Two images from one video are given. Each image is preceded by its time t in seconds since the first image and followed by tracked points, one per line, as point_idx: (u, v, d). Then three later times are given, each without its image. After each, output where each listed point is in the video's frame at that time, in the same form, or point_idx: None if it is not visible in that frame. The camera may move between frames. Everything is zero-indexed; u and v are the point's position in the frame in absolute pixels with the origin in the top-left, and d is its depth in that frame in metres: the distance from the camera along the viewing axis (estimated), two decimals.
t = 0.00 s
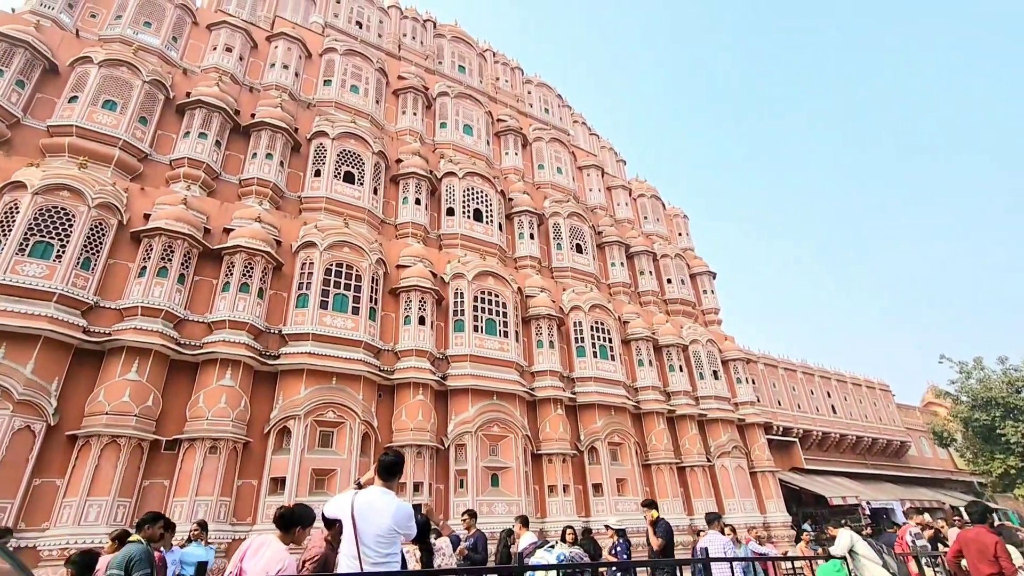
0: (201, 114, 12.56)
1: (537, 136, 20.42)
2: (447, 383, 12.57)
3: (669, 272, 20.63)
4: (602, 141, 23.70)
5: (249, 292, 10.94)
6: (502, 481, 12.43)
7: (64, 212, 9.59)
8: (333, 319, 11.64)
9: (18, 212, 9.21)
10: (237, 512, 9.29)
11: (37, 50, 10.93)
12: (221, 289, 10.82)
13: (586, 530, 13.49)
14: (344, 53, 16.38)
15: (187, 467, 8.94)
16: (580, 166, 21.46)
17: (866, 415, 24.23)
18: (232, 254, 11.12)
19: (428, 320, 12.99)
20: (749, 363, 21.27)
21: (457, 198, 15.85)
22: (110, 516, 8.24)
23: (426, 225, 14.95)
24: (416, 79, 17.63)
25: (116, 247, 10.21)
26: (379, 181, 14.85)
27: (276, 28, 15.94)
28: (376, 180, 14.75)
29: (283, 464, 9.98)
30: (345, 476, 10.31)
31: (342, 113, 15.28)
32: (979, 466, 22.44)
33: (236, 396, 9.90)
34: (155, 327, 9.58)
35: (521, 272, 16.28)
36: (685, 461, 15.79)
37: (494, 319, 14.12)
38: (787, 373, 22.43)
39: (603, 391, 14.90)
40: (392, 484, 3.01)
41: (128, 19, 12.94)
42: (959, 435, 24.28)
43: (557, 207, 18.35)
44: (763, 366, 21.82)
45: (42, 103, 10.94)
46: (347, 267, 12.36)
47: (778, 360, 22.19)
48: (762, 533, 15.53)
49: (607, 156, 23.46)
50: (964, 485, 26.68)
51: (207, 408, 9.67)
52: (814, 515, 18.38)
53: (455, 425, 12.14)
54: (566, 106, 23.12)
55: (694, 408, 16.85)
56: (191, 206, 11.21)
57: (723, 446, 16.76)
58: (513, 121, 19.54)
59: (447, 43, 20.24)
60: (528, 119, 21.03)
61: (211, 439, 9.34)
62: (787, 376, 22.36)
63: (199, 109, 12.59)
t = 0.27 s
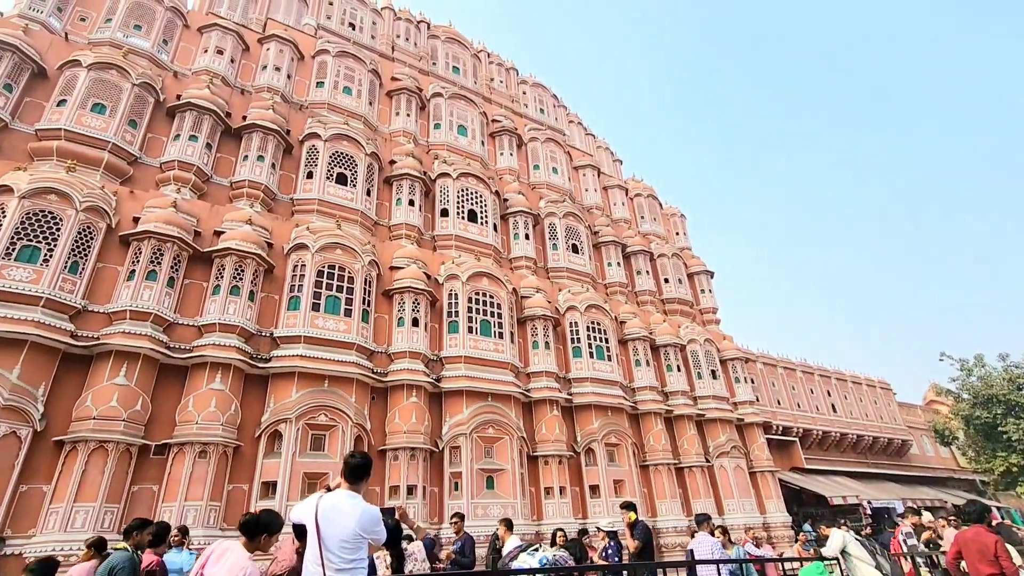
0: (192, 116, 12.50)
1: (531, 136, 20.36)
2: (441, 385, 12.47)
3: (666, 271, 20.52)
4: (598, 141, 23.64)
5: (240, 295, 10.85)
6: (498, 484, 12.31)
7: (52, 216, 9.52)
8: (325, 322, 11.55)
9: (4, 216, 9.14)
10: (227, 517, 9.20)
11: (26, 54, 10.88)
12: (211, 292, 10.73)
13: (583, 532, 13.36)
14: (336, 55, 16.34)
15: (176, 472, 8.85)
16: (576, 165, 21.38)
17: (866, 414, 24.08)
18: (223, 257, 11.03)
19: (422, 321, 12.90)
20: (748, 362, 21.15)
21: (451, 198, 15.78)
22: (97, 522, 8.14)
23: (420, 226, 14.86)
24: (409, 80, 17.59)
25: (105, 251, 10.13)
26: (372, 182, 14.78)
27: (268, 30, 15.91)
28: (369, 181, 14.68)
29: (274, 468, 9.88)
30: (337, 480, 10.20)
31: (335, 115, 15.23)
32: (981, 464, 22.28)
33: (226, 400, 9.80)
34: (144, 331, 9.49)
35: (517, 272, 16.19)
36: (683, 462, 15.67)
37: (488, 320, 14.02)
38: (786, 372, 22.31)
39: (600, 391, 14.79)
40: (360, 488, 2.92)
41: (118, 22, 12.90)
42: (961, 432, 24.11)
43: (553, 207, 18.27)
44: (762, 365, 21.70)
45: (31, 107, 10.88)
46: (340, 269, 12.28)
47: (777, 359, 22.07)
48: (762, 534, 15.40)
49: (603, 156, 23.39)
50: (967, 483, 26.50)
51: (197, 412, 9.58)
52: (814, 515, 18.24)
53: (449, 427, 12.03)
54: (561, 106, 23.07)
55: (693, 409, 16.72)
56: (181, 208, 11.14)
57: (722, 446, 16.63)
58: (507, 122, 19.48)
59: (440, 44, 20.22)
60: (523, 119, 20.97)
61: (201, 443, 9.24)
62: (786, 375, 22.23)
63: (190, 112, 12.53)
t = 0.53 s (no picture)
0: (182, 116, 12.42)
1: (527, 133, 20.24)
2: (436, 385, 12.37)
3: (663, 269, 20.40)
4: (595, 139, 23.53)
5: (230, 295, 10.76)
6: (493, 483, 12.20)
7: (39, 216, 9.44)
8: (317, 322, 11.45)
9: None
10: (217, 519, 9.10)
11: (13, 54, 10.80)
12: (202, 292, 10.64)
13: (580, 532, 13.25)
14: (329, 54, 16.26)
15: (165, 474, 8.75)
16: (572, 163, 21.28)
17: (867, 410, 23.93)
18: (213, 257, 10.94)
19: (416, 320, 12.80)
20: (747, 359, 21.01)
21: (445, 197, 15.67)
22: (85, 526, 8.05)
23: (414, 225, 14.76)
24: (403, 78, 17.51)
25: (93, 252, 10.05)
26: (365, 181, 14.68)
27: (260, 29, 15.84)
28: (362, 180, 14.59)
29: (265, 470, 9.79)
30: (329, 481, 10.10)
31: (327, 114, 15.15)
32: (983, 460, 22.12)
33: (216, 401, 9.71)
34: (132, 332, 9.40)
35: (512, 271, 16.08)
36: (681, 460, 15.55)
37: (483, 319, 13.91)
38: (786, 370, 22.17)
39: (597, 390, 14.68)
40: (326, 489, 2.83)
41: (108, 22, 12.82)
42: (963, 429, 23.94)
43: (548, 205, 18.17)
44: (761, 362, 21.57)
45: (19, 108, 10.80)
46: (332, 268, 12.18)
47: (776, 356, 21.94)
48: (761, 532, 15.27)
49: (599, 153, 23.28)
50: (969, 480, 26.34)
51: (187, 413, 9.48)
52: (815, 513, 18.10)
53: (444, 427, 11.93)
54: (557, 104, 22.96)
55: (691, 406, 16.60)
56: (171, 208, 11.05)
57: (720, 444, 16.50)
58: (502, 119, 19.38)
59: (435, 42, 20.13)
60: (518, 117, 20.87)
61: (190, 445, 9.13)
62: (786, 372, 22.10)
63: (180, 111, 12.45)
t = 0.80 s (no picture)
0: (171, 114, 12.32)
1: (522, 131, 20.13)
2: (428, 383, 12.27)
3: (660, 266, 20.29)
4: (590, 136, 23.43)
5: (219, 294, 10.65)
6: (487, 483, 12.09)
7: (24, 216, 9.34)
8: (307, 320, 11.35)
9: None
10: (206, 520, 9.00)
11: None
12: (190, 291, 10.54)
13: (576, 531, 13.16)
14: (321, 51, 16.17)
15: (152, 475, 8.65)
16: (567, 160, 21.17)
17: (866, 407, 23.84)
18: (202, 256, 10.84)
19: (408, 319, 12.69)
20: (744, 357, 20.93)
21: (438, 194, 15.57)
22: (70, 527, 7.95)
23: (407, 223, 14.67)
24: (396, 76, 17.42)
25: (80, 251, 9.95)
26: (358, 179, 14.58)
27: (250, 27, 15.74)
28: (354, 178, 14.48)
29: (255, 470, 9.69)
30: (319, 482, 10.00)
31: (319, 111, 15.05)
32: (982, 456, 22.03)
33: (205, 401, 9.61)
34: (119, 331, 9.30)
35: (506, 268, 15.98)
36: (678, 458, 15.45)
37: (477, 317, 13.81)
38: (783, 366, 22.08)
39: (592, 387, 14.58)
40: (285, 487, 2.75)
41: (95, 20, 12.72)
42: (962, 425, 23.86)
43: (543, 202, 18.07)
44: (758, 359, 21.49)
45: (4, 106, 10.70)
46: (323, 267, 12.08)
47: (773, 353, 21.85)
48: (758, 530, 15.19)
49: (595, 150, 23.17)
50: (968, 476, 26.25)
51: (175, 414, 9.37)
52: (813, 511, 18.00)
53: (436, 426, 11.84)
54: (552, 101, 22.86)
55: (687, 404, 16.51)
56: (159, 207, 10.94)
57: (717, 441, 16.40)
58: (497, 117, 19.27)
59: (428, 40, 20.03)
60: (512, 115, 20.77)
61: (178, 445, 9.03)
62: (783, 369, 22.01)
63: (169, 109, 12.35)
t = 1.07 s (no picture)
0: (160, 110, 12.21)
1: (517, 127, 20.01)
2: (421, 381, 12.18)
3: (656, 263, 20.18)
4: (586, 132, 23.32)
5: (208, 292, 10.55)
6: (480, 481, 12.00)
7: (9, 213, 9.25)
8: (298, 318, 11.25)
9: None
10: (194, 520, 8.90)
11: None
12: (179, 289, 10.44)
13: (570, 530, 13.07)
14: (313, 48, 16.07)
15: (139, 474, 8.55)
16: (563, 157, 21.07)
17: (864, 404, 23.76)
18: (190, 253, 10.74)
19: (400, 317, 12.59)
20: (741, 354, 20.85)
21: (431, 191, 15.46)
22: (54, 528, 7.85)
23: (400, 221, 14.57)
24: (389, 73, 17.31)
25: (66, 249, 9.84)
26: (350, 176, 14.48)
27: (241, 23, 15.64)
28: (346, 175, 14.38)
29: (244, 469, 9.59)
30: (310, 480, 9.91)
31: (311, 108, 14.95)
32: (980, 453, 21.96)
33: (193, 399, 9.51)
34: (106, 330, 9.20)
35: (501, 266, 15.89)
36: (673, 456, 15.37)
37: (470, 315, 13.71)
38: (781, 364, 22.01)
39: (587, 385, 14.50)
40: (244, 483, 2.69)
41: (83, 16, 12.61)
42: (960, 421, 23.77)
43: (538, 199, 17.97)
44: (755, 356, 21.40)
45: None
46: (314, 264, 11.98)
47: (770, 350, 21.76)
48: (754, 528, 15.11)
49: (591, 147, 23.07)
50: (967, 473, 26.17)
51: (163, 412, 9.28)
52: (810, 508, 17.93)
53: (429, 424, 11.75)
54: (547, 98, 22.75)
55: (683, 401, 16.42)
56: (148, 204, 10.84)
57: (714, 439, 16.31)
58: (491, 113, 19.16)
59: (422, 36, 19.92)
60: (507, 111, 20.67)
61: (165, 444, 8.94)
62: (780, 366, 21.93)
63: (158, 106, 12.24)
